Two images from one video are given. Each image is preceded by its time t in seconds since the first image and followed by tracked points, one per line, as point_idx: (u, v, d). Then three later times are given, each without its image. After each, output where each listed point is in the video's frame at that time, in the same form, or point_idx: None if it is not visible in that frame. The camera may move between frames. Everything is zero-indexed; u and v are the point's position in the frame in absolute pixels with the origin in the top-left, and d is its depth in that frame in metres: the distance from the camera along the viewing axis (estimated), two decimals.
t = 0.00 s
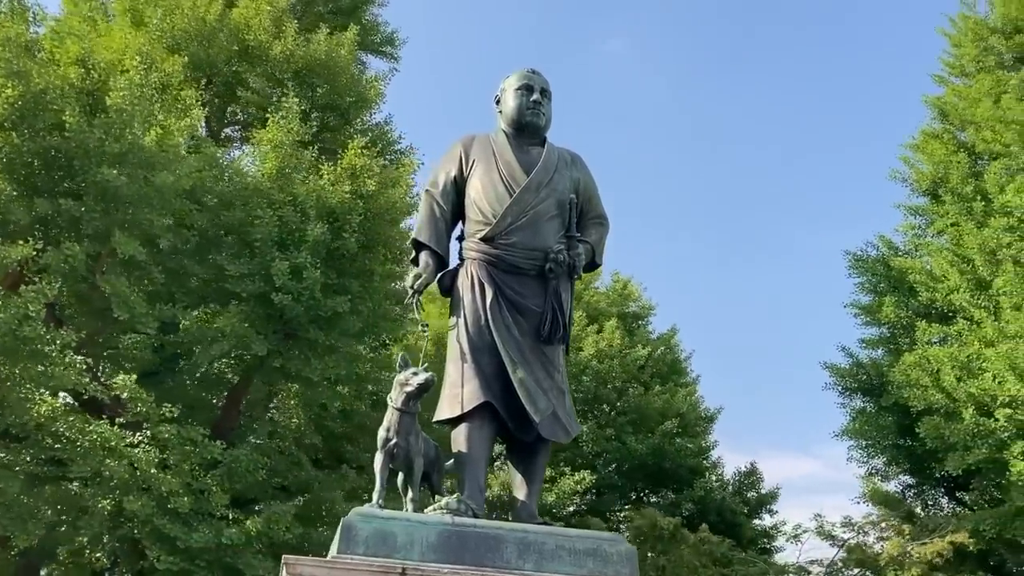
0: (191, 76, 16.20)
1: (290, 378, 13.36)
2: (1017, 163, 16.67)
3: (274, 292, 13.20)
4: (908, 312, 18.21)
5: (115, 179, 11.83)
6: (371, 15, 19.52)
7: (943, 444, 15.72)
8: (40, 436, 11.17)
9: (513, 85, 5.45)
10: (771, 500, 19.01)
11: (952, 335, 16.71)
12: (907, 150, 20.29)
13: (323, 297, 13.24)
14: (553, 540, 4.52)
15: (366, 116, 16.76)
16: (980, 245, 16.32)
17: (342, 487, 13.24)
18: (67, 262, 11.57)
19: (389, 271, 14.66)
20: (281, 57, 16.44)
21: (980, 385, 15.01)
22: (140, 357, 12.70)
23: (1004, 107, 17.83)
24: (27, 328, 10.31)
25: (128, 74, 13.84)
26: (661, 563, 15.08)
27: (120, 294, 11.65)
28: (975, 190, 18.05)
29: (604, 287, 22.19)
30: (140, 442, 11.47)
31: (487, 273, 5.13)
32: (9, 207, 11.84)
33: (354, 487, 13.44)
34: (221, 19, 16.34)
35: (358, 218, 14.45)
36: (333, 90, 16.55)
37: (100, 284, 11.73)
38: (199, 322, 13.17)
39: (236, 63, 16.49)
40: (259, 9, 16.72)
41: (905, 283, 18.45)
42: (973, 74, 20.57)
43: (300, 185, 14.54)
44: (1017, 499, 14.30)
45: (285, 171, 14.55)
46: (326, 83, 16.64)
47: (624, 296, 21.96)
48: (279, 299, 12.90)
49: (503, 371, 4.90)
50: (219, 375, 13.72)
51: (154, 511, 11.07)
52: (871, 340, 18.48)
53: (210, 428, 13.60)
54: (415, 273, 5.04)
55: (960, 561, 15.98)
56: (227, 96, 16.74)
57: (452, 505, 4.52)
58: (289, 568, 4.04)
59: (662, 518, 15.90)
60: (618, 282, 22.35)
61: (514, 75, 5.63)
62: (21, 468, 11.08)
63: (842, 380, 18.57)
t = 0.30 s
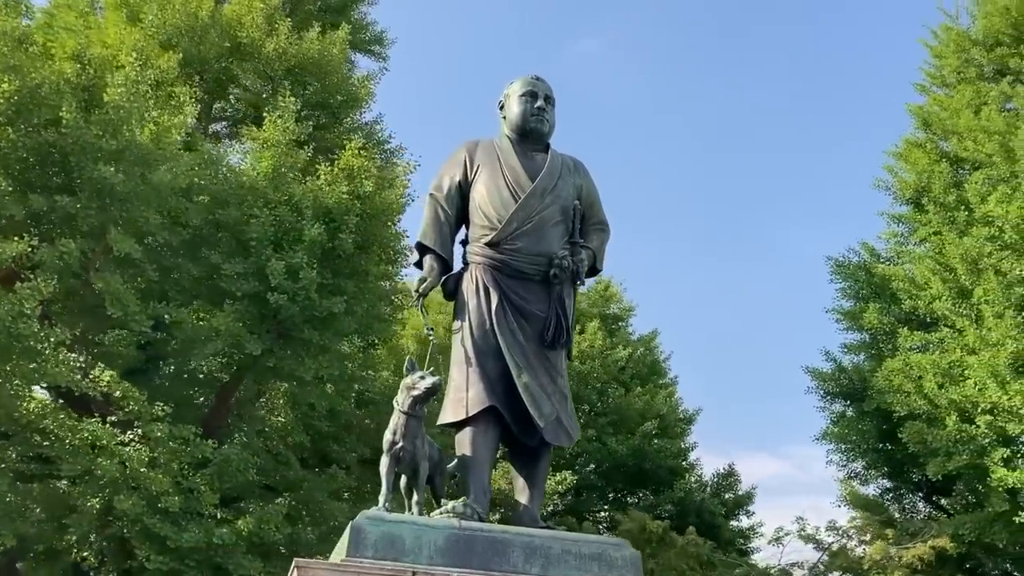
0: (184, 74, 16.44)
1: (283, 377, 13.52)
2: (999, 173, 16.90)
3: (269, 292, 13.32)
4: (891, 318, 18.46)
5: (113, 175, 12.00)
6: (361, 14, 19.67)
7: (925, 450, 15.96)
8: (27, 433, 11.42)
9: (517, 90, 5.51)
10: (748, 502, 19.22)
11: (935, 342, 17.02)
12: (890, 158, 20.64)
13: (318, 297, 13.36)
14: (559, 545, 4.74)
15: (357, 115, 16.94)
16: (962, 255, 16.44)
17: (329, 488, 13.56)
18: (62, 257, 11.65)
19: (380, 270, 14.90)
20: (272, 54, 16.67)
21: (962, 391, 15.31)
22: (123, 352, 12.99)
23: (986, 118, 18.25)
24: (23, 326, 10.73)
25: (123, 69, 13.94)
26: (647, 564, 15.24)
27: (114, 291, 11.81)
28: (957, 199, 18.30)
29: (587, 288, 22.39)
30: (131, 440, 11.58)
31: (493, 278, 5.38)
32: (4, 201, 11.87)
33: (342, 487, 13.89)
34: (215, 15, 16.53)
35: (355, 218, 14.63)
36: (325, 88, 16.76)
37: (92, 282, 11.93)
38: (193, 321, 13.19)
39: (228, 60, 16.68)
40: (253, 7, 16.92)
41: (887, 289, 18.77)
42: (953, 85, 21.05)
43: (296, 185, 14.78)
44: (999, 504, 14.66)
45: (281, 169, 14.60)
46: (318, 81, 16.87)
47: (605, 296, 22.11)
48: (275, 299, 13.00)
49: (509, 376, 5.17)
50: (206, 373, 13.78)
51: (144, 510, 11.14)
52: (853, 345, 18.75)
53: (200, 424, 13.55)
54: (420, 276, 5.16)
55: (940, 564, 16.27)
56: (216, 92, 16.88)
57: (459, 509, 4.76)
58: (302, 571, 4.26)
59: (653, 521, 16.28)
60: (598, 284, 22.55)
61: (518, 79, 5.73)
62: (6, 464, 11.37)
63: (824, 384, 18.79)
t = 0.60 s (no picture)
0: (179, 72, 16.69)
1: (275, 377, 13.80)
2: (980, 182, 17.24)
3: (264, 291, 13.71)
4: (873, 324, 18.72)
5: (111, 173, 12.28)
6: (349, 11, 19.74)
7: (906, 455, 16.33)
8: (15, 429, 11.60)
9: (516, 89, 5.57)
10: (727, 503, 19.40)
11: (917, 348, 17.28)
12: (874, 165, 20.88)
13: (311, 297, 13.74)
14: (562, 548, 4.94)
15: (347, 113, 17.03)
16: (946, 263, 16.63)
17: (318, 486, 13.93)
18: (56, 253, 11.77)
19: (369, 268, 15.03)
20: (261, 51, 16.83)
21: (944, 399, 15.64)
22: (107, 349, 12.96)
23: (968, 127, 18.58)
24: (18, 322, 10.86)
25: (116, 65, 13.99)
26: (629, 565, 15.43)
27: (110, 288, 12.16)
28: (939, 209, 18.50)
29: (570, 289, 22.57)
30: (121, 436, 11.89)
31: (496, 282, 5.58)
32: None
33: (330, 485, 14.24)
34: (209, 14, 16.66)
35: (350, 218, 15.04)
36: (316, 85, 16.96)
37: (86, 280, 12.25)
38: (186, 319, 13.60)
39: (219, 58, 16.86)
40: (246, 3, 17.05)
41: (869, 296, 19.02)
42: (935, 93, 21.40)
43: (290, 184, 15.12)
44: (979, 510, 15.08)
45: (277, 171, 15.17)
46: (309, 80, 17.06)
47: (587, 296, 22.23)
48: (270, 299, 13.37)
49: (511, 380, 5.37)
50: (195, 371, 13.94)
51: (134, 508, 11.45)
52: (835, 350, 18.91)
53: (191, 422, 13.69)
54: (423, 280, 5.28)
55: (918, 569, 16.54)
56: (207, 88, 17.13)
57: (462, 511, 4.96)
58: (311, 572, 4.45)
59: (637, 524, 16.38)
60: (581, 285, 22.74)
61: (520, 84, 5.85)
62: None
63: (806, 388, 18.99)
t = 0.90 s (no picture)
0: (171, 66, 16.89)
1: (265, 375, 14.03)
2: (962, 191, 17.72)
3: (259, 289, 13.84)
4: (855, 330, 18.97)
5: (108, 169, 12.30)
6: (338, 9, 19.80)
7: (889, 459, 16.61)
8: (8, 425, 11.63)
9: (519, 97, 5.86)
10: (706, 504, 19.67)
11: (899, 354, 17.57)
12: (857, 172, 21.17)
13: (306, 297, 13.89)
14: (564, 550, 5.22)
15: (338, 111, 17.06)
16: (929, 269, 16.88)
17: (307, 486, 14.22)
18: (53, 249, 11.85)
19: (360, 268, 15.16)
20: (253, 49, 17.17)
21: (926, 404, 15.99)
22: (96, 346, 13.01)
23: (951, 136, 18.89)
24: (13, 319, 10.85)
25: (111, 60, 14.00)
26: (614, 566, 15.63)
27: (105, 285, 12.21)
28: (922, 216, 18.72)
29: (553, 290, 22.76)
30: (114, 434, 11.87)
31: (498, 285, 5.93)
32: None
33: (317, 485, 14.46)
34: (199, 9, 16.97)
35: (345, 218, 15.26)
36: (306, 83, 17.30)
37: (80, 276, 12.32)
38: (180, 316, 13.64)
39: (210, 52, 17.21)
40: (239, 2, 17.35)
41: (851, 301, 19.27)
42: (917, 101, 21.73)
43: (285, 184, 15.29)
44: (960, 514, 15.41)
45: (272, 169, 15.50)
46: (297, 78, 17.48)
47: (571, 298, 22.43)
48: (265, 297, 13.49)
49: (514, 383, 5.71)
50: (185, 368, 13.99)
51: (126, 506, 11.49)
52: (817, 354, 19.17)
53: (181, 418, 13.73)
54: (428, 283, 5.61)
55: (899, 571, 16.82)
56: (196, 83, 17.30)
57: (466, 513, 5.23)
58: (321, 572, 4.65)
59: (626, 526, 16.58)
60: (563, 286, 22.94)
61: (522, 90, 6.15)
62: None
63: (788, 391, 19.19)
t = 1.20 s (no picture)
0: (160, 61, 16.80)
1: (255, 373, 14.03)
2: (946, 198, 17.84)
3: (255, 288, 13.90)
4: (838, 334, 19.17)
5: (104, 165, 12.41)
6: (327, 5, 19.80)
7: (872, 462, 16.83)
8: None
9: (522, 101, 6.00)
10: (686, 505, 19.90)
11: (882, 358, 17.80)
12: (841, 177, 21.43)
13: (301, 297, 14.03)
14: (569, 551, 5.34)
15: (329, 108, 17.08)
16: (913, 275, 17.13)
17: (296, 484, 14.34)
18: (49, 244, 11.96)
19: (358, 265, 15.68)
20: (243, 46, 17.18)
21: (909, 409, 16.18)
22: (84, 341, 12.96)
23: (934, 143, 19.16)
24: (12, 314, 11.10)
25: (105, 55, 13.97)
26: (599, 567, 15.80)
27: (99, 280, 12.26)
28: (906, 222, 18.94)
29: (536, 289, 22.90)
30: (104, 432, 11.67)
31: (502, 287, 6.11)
32: None
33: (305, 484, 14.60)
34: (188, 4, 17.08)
35: (343, 218, 15.56)
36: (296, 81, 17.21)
37: (75, 271, 12.35)
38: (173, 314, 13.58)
39: (201, 49, 17.33)
40: None
41: (833, 306, 19.52)
42: (899, 107, 22.03)
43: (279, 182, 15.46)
44: (942, 519, 15.60)
45: (267, 167, 15.63)
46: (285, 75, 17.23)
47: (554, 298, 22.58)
48: (260, 295, 13.59)
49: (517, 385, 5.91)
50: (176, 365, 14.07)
51: (117, 503, 11.50)
52: (799, 357, 19.39)
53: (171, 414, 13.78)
54: (432, 285, 5.80)
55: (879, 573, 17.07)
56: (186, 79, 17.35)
57: (471, 515, 5.35)
58: (331, 572, 4.77)
59: (615, 526, 16.75)
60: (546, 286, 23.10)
61: (525, 93, 6.36)
62: None
63: (770, 394, 19.33)
